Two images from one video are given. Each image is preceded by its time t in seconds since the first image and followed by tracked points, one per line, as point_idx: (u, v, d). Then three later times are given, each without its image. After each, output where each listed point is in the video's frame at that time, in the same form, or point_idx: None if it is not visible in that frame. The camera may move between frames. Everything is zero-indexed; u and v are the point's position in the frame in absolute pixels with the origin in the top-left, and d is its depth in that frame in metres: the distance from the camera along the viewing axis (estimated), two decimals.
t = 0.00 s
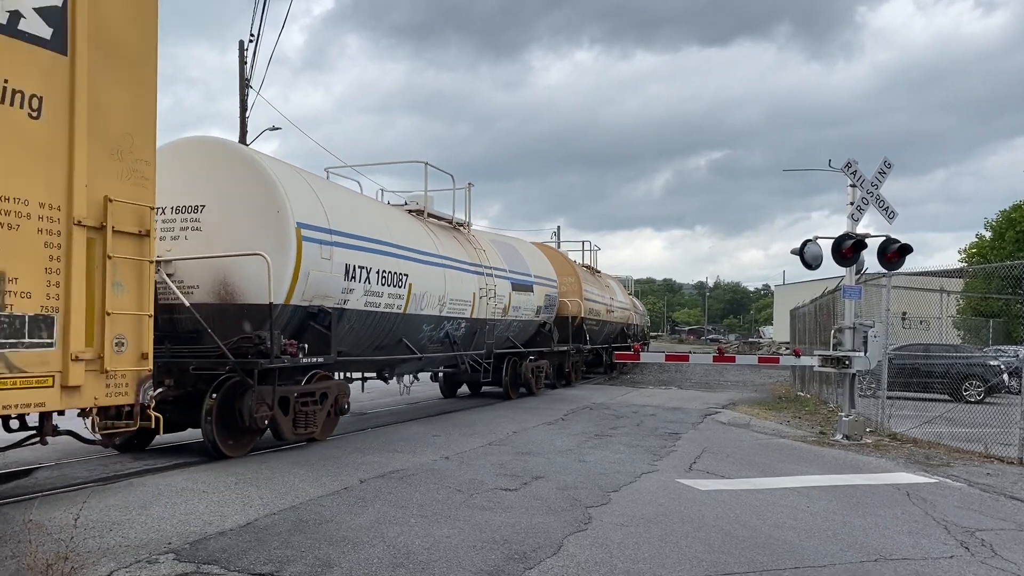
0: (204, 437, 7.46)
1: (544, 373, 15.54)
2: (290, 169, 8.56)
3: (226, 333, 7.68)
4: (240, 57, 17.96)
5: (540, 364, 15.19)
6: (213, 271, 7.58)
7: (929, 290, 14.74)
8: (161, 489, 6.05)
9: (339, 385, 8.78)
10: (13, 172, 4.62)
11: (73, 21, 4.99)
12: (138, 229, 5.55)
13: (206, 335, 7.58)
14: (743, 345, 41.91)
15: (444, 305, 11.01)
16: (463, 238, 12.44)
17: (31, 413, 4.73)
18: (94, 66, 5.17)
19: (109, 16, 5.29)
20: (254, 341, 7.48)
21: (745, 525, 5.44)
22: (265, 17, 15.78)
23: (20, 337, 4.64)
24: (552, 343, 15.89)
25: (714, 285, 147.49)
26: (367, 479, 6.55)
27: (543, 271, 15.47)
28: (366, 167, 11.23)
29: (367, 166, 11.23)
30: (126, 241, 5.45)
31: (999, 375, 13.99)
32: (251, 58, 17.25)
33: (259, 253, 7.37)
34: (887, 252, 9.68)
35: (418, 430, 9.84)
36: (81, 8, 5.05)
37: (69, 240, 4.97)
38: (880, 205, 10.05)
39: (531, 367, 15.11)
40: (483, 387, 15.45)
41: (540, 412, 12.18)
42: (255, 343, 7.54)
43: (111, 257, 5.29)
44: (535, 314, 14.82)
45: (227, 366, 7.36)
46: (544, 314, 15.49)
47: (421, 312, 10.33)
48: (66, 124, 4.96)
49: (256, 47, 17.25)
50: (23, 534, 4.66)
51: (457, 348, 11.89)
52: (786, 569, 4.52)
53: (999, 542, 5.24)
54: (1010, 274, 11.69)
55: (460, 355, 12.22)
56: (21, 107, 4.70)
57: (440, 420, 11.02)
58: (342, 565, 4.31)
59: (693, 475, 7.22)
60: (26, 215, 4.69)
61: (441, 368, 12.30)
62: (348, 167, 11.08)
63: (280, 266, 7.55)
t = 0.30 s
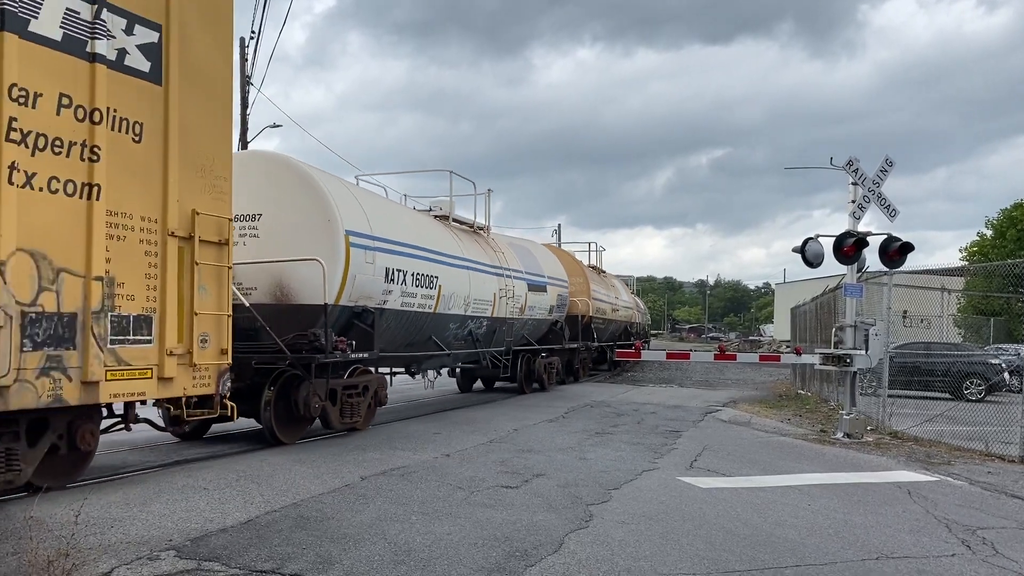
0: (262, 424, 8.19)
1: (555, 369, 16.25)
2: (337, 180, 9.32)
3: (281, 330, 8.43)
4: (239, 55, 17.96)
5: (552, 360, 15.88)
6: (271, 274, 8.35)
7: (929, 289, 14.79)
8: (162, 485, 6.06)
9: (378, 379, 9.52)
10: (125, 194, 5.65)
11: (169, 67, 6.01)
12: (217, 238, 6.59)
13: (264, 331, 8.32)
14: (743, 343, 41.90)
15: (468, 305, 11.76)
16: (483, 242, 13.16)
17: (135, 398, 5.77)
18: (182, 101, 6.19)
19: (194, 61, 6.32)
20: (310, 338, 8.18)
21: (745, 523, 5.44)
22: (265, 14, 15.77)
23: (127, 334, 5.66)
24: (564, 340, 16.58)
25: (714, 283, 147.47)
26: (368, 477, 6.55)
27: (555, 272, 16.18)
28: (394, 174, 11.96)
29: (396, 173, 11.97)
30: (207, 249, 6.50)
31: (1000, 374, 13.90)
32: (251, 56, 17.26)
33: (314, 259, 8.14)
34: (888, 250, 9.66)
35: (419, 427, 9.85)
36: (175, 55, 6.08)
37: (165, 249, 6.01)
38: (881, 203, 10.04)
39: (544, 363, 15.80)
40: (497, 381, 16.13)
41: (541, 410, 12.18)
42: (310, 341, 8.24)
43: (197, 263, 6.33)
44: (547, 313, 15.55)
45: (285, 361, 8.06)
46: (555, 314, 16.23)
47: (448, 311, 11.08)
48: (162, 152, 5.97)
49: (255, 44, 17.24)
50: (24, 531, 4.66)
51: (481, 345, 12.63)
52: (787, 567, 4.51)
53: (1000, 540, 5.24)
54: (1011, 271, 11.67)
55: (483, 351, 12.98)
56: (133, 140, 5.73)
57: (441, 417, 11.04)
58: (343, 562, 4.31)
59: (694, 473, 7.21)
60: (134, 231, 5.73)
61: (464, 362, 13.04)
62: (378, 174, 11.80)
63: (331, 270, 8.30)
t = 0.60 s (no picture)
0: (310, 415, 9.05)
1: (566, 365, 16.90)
2: (375, 191, 10.13)
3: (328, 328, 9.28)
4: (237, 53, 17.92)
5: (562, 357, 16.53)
6: (318, 277, 9.25)
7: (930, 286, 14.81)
8: (163, 482, 6.06)
9: (411, 373, 10.40)
10: (207, 208, 6.56)
11: (241, 96, 6.93)
12: (283, 246, 7.49)
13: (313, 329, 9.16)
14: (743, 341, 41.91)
15: (490, 305, 12.48)
16: (502, 245, 13.89)
17: (215, 389, 6.62)
18: (251, 124, 7.08)
19: (260, 89, 7.22)
20: (355, 334, 9.15)
21: (746, 521, 5.44)
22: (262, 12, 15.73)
23: (209, 331, 6.56)
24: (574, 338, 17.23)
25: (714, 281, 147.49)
26: (369, 474, 6.55)
27: (566, 273, 16.88)
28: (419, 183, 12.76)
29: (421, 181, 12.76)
30: (274, 256, 7.39)
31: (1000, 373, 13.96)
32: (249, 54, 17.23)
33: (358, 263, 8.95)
34: (889, 248, 9.65)
35: (419, 425, 9.86)
36: (245, 85, 6.98)
37: (239, 255, 6.92)
38: (881, 202, 10.02)
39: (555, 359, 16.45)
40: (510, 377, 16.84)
41: (541, 408, 12.19)
42: (355, 336, 9.20)
43: (266, 267, 7.22)
44: (560, 313, 16.23)
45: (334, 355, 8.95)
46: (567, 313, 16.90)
47: (472, 311, 11.80)
48: (236, 171, 6.88)
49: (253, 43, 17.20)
50: (25, 528, 4.66)
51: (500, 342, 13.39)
52: (788, 565, 4.51)
53: (1000, 538, 5.24)
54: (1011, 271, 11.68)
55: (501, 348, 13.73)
56: (213, 160, 6.64)
57: (442, 415, 11.05)
58: (344, 560, 4.31)
59: (694, 472, 7.21)
60: (216, 240, 6.64)
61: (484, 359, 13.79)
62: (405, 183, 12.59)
63: (373, 273, 9.11)
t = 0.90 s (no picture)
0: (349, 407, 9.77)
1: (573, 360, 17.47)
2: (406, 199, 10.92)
3: (366, 326, 10.04)
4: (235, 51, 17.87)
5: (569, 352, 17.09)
6: (357, 279, 10.00)
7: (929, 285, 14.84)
8: (162, 480, 6.06)
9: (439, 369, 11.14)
10: (272, 219, 7.37)
11: (299, 116, 7.72)
12: (334, 252, 8.33)
13: (352, 328, 9.95)
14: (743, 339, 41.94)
15: (506, 305, 13.25)
16: (516, 247, 14.65)
17: (279, 381, 7.47)
18: (307, 142, 7.88)
19: (315, 110, 8.03)
20: (391, 332, 9.94)
21: (745, 520, 5.43)
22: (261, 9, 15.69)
23: (273, 328, 7.37)
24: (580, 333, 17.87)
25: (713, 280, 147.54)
26: (368, 472, 6.54)
27: (574, 273, 17.60)
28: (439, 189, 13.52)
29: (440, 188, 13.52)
30: (327, 261, 8.24)
31: (999, 371, 13.99)
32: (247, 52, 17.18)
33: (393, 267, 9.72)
34: (889, 246, 9.65)
35: (419, 422, 9.86)
36: (302, 106, 7.78)
37: (299, 261, 7.75)
38: (881, 199, 10.02)
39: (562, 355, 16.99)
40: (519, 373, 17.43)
41: (541, 406, 12.19)
42: (392, 334, 9.99)
43: (320, 271, 8.06)
44: (568, 311, 16.97)
45: (373, 352, 9.72)
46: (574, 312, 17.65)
47: (492, 310, 12.58)
48: (295, 184, 7.69)
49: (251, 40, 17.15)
50: (25, 526, 4.66)
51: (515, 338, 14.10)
52: (788, 563, 4.51)
53: (1000, 537, 5.24)
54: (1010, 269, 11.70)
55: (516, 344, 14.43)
56: (276, 175, 7.44)
57: (441, 413, 11.05)
58: (343, 558, 4.30)
59: (694, 470, 7.20)
60: (279, 247, 7.46)
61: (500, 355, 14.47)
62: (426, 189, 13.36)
63: (409, 276, 9.92)
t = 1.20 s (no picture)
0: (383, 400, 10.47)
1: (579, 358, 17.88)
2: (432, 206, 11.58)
3: (397, 324, 10.75)
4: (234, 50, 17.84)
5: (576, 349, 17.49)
6: (389, 282, 10.66)
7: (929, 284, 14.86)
8: (162, 479, 6.07)
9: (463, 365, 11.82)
10: (324, 228, 8.06)
11: (347, 134, 8.39)
12: (377, 257, 9.03)
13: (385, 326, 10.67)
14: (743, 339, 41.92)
15: (522, 304, 13.88)
16: (528, 250, 15.29)
17: (331, 375, 8.19)
18: (354, 157, 8.57)
19: (360, 127, 8.70)
20: (422, 330, 10.67)
21: (745, 519, 5.43)
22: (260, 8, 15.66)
23: (325, 326, 8.06)
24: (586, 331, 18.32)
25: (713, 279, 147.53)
26: (368, 471, 6.53)
27: (582, 274, 18.19)
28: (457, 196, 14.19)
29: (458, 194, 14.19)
30: (371, 265, 8.93)
31: (998, 370, 14.02)
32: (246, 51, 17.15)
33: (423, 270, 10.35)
34: (889, 245, 9.65)
35: (419, 421, 9.86)
36: (350, 123, 8.45)
37: (347, 266, 8.46)
38: (881, 199, 10.01)
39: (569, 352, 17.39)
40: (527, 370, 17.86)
41: (540, 405, 12.19)
42: (422, 333, 10.72)
43: (365, 274, 8.76)
44: (577, 312, 17.55)
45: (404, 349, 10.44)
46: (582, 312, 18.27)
47: (510, 310, 13.22)
48: (343, 195, 8.37)
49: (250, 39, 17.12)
50: (24, 524, 4.67)
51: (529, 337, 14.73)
52: (787, 562, 4.50)
53: (1000, 536, 5.23)
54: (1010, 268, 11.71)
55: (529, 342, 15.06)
56: (328, 188, 8.12)
57: (441, 412, 11.05)
58: (342, 557, 4.30)
59: (693, 469, 7.20)
60: (330, 253, 8.15)
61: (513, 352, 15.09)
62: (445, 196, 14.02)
63: (437, 279, 10.58)
